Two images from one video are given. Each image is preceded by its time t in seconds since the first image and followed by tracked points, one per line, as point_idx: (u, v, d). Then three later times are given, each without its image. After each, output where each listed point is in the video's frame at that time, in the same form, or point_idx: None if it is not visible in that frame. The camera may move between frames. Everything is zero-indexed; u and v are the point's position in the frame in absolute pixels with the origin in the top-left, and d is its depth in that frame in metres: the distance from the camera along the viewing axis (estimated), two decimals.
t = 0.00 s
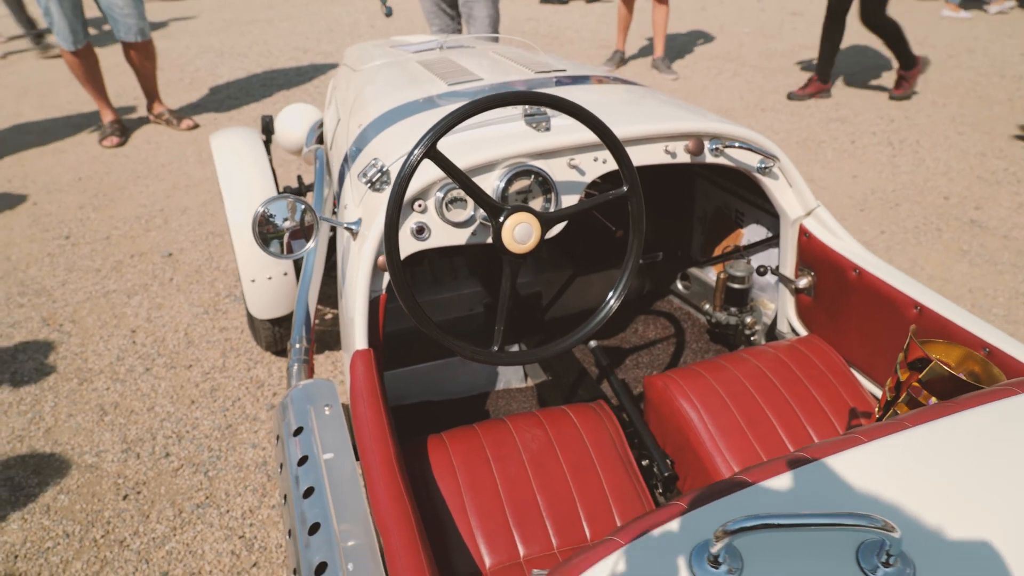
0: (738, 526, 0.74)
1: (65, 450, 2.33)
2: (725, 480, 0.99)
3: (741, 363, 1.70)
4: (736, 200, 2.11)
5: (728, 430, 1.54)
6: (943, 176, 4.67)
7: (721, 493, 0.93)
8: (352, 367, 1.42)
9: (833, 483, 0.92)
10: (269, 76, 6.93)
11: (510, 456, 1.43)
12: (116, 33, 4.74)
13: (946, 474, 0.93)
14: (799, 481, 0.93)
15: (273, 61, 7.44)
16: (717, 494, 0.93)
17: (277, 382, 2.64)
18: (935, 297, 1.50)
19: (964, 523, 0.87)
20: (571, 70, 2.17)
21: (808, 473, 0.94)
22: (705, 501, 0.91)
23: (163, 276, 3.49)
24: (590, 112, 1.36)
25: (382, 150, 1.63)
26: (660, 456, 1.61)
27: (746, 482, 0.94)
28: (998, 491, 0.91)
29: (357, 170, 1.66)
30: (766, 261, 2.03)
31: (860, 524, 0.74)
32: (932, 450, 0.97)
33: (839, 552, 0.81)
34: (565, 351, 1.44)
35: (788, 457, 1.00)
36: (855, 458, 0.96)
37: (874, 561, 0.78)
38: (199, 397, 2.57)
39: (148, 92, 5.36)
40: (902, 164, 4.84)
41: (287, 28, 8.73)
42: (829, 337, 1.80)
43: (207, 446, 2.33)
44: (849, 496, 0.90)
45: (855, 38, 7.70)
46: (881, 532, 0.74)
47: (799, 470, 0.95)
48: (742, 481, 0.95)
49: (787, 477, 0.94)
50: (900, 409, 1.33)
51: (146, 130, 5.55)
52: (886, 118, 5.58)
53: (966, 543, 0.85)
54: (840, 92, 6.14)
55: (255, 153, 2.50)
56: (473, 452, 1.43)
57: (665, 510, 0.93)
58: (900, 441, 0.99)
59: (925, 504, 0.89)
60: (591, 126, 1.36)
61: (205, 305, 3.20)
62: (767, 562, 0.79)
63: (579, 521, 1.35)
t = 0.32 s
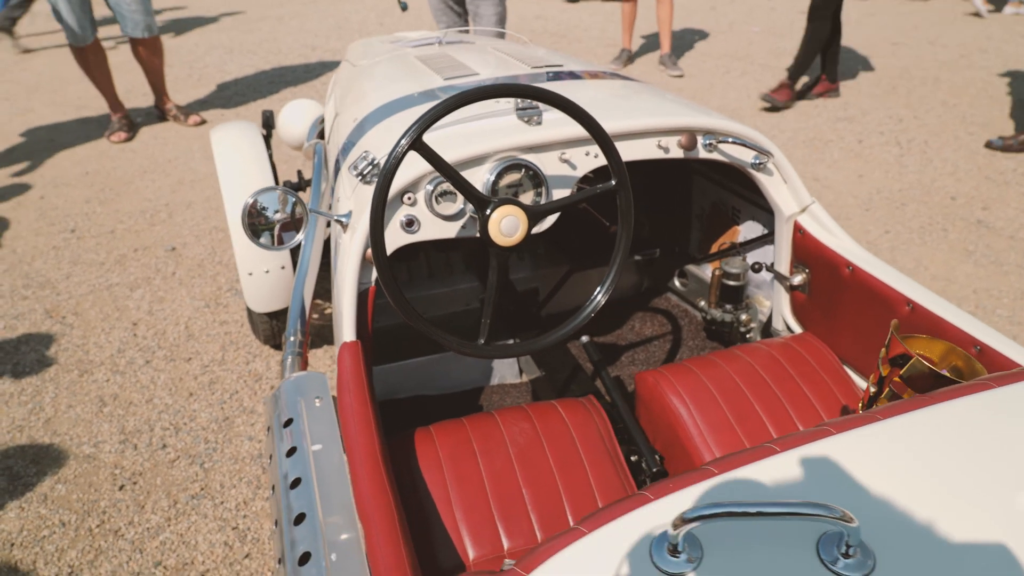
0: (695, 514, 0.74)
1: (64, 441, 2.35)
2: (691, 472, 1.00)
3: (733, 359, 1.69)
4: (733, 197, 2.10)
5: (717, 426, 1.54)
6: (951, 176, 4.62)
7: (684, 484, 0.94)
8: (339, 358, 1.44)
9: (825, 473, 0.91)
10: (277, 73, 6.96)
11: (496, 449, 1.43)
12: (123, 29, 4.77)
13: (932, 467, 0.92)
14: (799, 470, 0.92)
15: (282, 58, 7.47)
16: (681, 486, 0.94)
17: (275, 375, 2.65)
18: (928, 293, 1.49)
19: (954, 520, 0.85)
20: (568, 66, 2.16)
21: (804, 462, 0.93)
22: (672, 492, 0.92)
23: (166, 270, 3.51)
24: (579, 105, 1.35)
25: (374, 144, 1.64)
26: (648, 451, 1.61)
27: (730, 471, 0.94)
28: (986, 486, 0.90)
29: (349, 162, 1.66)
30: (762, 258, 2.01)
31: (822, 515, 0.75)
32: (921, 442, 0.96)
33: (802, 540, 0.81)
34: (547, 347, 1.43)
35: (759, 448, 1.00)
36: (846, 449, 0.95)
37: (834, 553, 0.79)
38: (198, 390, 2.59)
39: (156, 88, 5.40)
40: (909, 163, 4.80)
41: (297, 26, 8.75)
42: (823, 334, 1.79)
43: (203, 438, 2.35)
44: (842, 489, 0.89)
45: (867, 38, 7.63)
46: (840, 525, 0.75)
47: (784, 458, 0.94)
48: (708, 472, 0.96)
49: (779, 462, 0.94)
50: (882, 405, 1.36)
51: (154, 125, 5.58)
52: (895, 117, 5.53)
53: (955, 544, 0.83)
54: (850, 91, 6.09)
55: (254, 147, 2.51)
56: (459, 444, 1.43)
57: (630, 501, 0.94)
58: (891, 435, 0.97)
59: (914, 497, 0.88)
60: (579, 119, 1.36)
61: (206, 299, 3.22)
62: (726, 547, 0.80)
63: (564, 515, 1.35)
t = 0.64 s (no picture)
0: (639, 499, 0.75)
1: (58, 433, 2.37)
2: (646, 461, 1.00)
3: (720, 356, 1.69)
4: (722, 194, 2.10)
5: (700, 422, 1.54)
6: (952, 176, 4.60)
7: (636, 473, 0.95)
8: (322, 351, 1.46)
9: (835, 473, 0.89)
10: (281, 71, 6.99)
11: (477, 443, 1.44)
12: (127, 26, 4.80)
13: (931, 467, 0.89)
14: (805, 467, 0.90)
15: (286, 56, 7.50)
16: (634, 475, 0.94)
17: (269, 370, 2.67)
18: (911, 290, 1.49)
19: (957, 523, 0.82)
20: (559, 63, 2.17)
21: (810, 462, 0.91)
22: (626, 480, 0.93)
23: (164, 265, 3.54)
24: (560, 101, 1.36)
25: (360, 140, 1.65)
26: (630, 446, 1.63)
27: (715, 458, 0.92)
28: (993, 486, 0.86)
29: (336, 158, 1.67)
30: (750, 255, 2.02)
31: (766, 502, 0.75)
32: (914, 438, 0.94)
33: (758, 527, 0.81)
34: (526, 342, 1.43)
35: (713, 437, 1.00)
36: (856, 448, 0.92)
37: (778, 540, 0.79)
38: (192, 383, 2.61)
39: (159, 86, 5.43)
40: (910, 163, 4.77)
41: (301, 24, 8.78)
42: (809, 331, 1.79)
43: (196, 431, 2.37)
44: (849, 492, 0.86)
45: (871, 37, 7.60)
46: (781, 512, 0.76)
47: (771, 450, 0.93)
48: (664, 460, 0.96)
49: (788, 452, 0.92)
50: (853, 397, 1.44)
51: (158, 123, 5.62)
52: (897, 117, 5.50)
53: (955, 551, 0.79)
54: (853, 91, 6.07)
55: (250, 144, 2.53)
56: (440, 437, 1.44)
57: (583, 490, 0.94)
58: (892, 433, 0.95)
59: (916, 498, 0.85)
60: (560, 115, 1.37)
61: (204, 294, 3.24)
62: (673, 533, 0.81)
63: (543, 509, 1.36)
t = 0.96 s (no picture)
0: (573, 485, 0.79)
1: (44, 428, 2.39)
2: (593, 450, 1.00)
3: (695, 353, 1.71)
4: (704, 192, 2.11)
5: (674, 419, 1.56)
6: (943, 174, 4.60)
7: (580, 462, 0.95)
8: (297, 345, 1.47)
9: (837, 473, 0.87)
10: (277, 69, 6.99)
11: (451, 437, 1.45)
12: (123, 26, 4.81)
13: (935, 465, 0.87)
14: (807, 469, 0.88)
15: (282, 55, 7.51)
16: (579, 462, 0.95)
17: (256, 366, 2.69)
18: (883, 287, 1.50)
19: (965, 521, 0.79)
20: (542, 61, 2.19)
21: (811, 463, 0.88)
22: (568, 468, 0.94)
23: (155, 263, 3.55)
24: (532, 100, 1.38)
25: (338, 137, 1.67)
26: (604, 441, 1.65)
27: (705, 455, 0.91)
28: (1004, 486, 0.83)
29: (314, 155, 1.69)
30: (729, 252, 2.03)
31: (696, 489, 0.77)
32: (914, 438, 0.91)
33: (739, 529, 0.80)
34: (499, 337, 1.44)
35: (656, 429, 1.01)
36: (859, 449, 0.90)
37: (710, 528, 0.80)
38: (180, 379, 2.63)
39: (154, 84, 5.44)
40: (902, 161, 4.77)
41: (299, 23, 8.80)
42: (786, 328, 1.81)
43: (182, 426, 2.38)
44: (849, 493, 0.84)
45: (868, 36, 7.60)
46: (710, 500, 0.78)
47: (764, 449, 0.91)
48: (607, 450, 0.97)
49: (787, 455, 0.90)
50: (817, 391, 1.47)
51: (153, 121, 5.63)
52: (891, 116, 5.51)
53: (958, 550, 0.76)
54: (848, 90, 6.07)
55: (237, 141, 2.54)
56: (414, 432, 1.46)
57: (529, 479, 0.96)
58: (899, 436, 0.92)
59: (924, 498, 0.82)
60: (533, 113, 1.38)
61: (194, 291, 3.26)
62: (608, 518, 0.83)
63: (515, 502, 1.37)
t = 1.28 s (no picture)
0: (512, 473, 0.80)
1: (31, 425, 2.40)
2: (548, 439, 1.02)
3: (671, 349, 1.73)
4: (685, 190, 2.13)
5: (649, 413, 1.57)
6: (933, 173, 4.62)
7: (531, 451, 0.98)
8: (273, 342, 1.49)
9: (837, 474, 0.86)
10: (271, 68, 7.00)
11: (425, 432, 1.47)
12: (114, 24, 4.78)
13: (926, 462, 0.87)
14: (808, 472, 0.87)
15: (277, 54, 7.52)
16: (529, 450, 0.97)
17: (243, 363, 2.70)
18: (854, 283, 1.52)
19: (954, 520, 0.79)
20: (524, 59, 2.20)
21: (810, 463, 0.88)
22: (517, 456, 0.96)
23: (146, 261, 3.57)
24: (505, 97, 1.39)
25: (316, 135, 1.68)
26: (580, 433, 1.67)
27: (689, 454, 0.91)
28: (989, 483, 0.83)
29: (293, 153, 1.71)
30: (709, 250, 2.05)
31: (631, 476, 0.79)
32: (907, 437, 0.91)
33: (705, 527, 0.81)
34: (474, 332, 1.46)
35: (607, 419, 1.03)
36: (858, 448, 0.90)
37: (649, 516, 0.81)
38: (167, 376, 2.64)
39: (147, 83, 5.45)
40: (892, 160, 4.78)
41: (295, 22, 8.81)
42: (763, 324, 1.82)
43: (169, 423, 2.40)
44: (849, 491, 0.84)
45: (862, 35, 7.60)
46: (647, 488, 0.79)
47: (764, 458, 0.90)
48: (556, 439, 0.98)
49: (783, 460, 0.89)
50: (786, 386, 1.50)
51: (146, 120, 5.64)
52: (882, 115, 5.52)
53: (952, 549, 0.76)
54: (840, 89, 6.08)
55: (223, 140, 2.55)
56: (389, 427, 1.48)
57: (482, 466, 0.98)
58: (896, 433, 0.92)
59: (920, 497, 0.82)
60: (506, 111, 1.39)
61: (184, 289, 3.27)
62: (547, 506, 0.85)
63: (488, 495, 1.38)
